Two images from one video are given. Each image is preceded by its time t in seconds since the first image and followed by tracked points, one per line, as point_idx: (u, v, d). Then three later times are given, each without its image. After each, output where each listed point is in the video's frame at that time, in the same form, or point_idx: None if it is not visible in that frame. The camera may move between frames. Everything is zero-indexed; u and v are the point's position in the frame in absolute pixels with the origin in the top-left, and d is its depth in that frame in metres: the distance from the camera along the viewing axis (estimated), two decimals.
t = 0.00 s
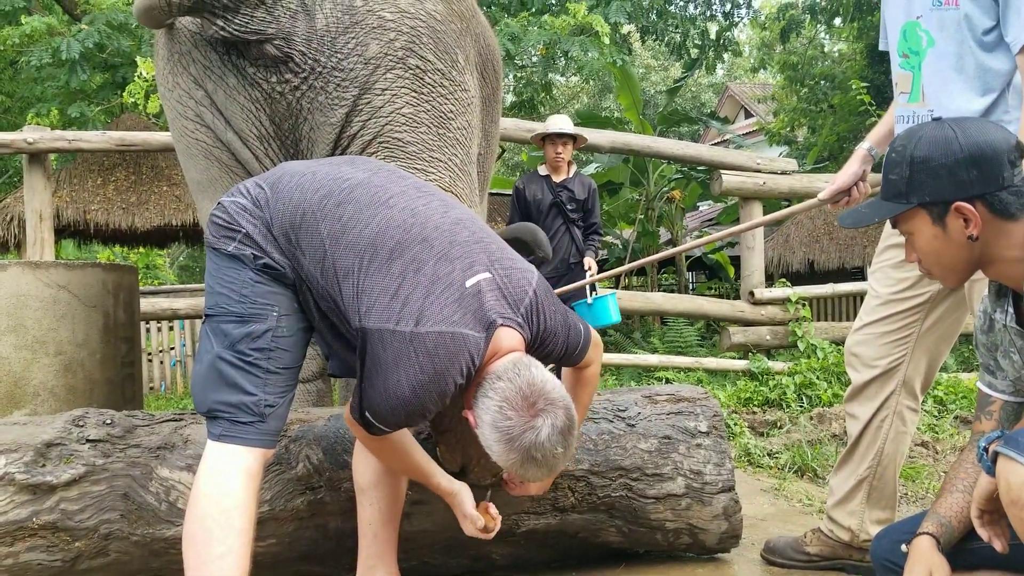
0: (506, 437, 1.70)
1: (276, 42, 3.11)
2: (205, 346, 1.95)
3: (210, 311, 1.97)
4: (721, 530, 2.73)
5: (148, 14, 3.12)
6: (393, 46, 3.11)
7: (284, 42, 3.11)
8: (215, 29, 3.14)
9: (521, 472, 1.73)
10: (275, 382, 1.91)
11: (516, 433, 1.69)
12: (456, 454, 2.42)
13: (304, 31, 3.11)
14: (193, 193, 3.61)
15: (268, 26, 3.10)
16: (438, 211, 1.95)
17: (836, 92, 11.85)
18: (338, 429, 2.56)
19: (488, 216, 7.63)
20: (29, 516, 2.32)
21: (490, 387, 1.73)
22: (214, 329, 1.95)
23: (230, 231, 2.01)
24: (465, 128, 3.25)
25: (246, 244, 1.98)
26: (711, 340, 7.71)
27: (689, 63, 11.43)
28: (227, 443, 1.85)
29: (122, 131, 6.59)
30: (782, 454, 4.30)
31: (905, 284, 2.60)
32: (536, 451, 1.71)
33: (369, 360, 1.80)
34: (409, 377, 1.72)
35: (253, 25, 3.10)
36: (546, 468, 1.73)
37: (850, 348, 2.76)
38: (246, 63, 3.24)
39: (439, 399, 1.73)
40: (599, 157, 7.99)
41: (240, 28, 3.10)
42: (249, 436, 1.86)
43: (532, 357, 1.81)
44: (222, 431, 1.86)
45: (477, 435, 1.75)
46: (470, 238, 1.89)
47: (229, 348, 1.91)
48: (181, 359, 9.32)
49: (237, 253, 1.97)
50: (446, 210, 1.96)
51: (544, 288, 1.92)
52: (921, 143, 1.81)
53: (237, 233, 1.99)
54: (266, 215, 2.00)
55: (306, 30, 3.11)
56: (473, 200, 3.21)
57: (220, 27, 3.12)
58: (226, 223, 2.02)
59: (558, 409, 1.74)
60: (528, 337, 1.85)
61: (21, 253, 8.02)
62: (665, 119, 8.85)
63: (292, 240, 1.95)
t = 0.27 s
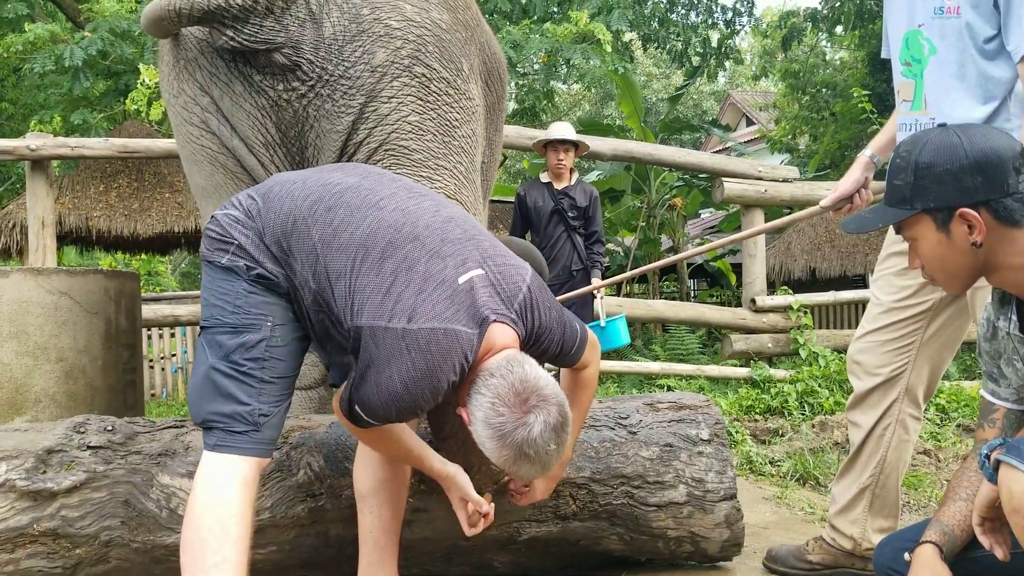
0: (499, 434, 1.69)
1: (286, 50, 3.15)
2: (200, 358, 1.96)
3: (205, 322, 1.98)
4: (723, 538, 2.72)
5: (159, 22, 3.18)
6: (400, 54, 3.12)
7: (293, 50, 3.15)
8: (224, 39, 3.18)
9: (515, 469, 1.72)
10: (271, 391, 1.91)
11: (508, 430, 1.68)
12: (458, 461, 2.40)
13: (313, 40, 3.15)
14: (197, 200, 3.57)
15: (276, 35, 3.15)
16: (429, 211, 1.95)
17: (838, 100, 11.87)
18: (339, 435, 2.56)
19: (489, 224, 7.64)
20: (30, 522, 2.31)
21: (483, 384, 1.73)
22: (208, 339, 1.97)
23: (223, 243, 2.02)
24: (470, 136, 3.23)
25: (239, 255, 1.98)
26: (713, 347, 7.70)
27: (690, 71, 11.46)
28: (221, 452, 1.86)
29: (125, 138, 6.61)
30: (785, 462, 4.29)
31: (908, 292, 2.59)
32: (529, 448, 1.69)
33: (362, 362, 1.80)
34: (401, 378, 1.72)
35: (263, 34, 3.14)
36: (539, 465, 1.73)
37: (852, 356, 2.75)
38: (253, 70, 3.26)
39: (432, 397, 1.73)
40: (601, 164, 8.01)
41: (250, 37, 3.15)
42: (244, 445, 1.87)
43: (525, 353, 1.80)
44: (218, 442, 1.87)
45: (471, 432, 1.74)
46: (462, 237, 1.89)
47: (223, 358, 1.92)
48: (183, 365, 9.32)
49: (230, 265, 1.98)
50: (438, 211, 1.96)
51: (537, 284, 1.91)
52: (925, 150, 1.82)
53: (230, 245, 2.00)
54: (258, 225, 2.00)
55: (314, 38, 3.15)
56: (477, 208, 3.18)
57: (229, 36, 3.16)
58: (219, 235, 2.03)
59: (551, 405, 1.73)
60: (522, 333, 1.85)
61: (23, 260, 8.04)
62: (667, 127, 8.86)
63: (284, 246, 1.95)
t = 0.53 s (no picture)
0: (509, 418, 1.68)
1: (291, 56, 3.15)
2: (199, 366, 1.96)
3: (204, 332, 1.98)
4: (725, 544, 2.72)
5: (164, 28, 3.15)
6: (403, 61, 3.13)
7: (298, 56, 3.15)
8: (231, 45, 3.17)
9: (527, 453, 1.70)
10: (269, 399, 1.92)
11: (519, 414, 1.67)
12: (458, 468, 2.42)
13: (318, 46, 3.15)
14: (199, 205, 3.58)
15: (283, 41, 3.15)
16: (425, 206, 1.96)
17: (839, 107, 11.88)
18: (341, 441, 2.56)
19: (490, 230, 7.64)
20: (30, 528, 2.31)
21: (490, 370, 1.72)
22: (207, 348, 1.96)
23: (220, 251, 2.02)
24: (472, 144, 3.26)
25: (236, 263, 1.98)
26: (715, 353, 7.71)
27: (691, 78, 11.47)
28: (220, 460, 1.86)
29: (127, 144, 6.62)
30: (786, 468, 4.28)
31: (909, 298, 2.59)
32: (540, 432, 1.68)
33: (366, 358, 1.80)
34: (407, 372, 1.71)
35: (270, 40, 3.15)
36: (551, 449, 1.71)
37: (854, 362, 2.75)
38: (258, 77, 3.26)
39: (438, 388, 1.72)
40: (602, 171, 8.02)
41: (256, 44, 3.15)
42: (243, 453, 1.87)
43: (530, 340, 1.81)
44: (217, 449, 1.88)
45: (481, 420, 1.73)
46: (458, 230, 1.90)
47: (222, 367, 1.92)
48: (184, 371, 9.32)
49: (228, 273, 1.98)
50: (433, 205, 1.97)
51: (536, 273, 1.93)
52: (928, 156, 1.82)
53: (227, 253, 2.00)
54: (254, 231, 2.00)
55: (318, 44, 3.15)
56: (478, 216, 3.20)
57: (236, 43, 3.16)
58: (216, 245, 2.03)
59: (560, 387, 1.72)
60: (525, 320, 1.86)
61: (24, 265, 8.03)
62: (668, 133, 8.87)
63: (281, 249, 1.96)
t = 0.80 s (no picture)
0: (517, 407, 1.68)
1: (289, 58, 3.15)
2: (198, 367, 1.96)
3: (203, 332, 1.98)
4: (724, 545, 2.71)
5: (164, 30, 3.13)
6: (401, 61, 3.13)
7: (296, 57, 3.15)
8: (230, 47, 3.15)
9: (535, 443, 1.70)
10: (269, 400, 1.92)
11: (527, 402, 1.67)
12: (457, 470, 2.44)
13: (315, 47, 3.16)
14: (197, 206, 3.59)
15: (282, 43, 3.14)
16: (425, 200, 1.96)
17: (839, 107, 11.88)
18: (339, 442, 2.55)
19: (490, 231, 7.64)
20: (29, 529, 2.31)
21: (497, 359, 1.72)
22: (206, 349, 1.96)
23: (220, 251, 2.01)
24: (470, 144, 3.25)
25: (236, 262, 1.98)
26: (715, 354, 7.71)
27: (691, 79, 11.47)
28: (219, 461, 1.86)
29: (127, 144, 6.63)
30: (786, 469, 4.28)
31: (908, 299, 2.59)
32: (547, 420, 1.68)
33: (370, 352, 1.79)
34: (412, 364, 1.70)
35: (269, 42, 3.13)
36: (558, 437, 1.71)
37: (853, 363, 2.75)
38: (254, 78, 3.25)
39: (443, 380, 1.71)
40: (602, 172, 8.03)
41: (255, 46, 3.13)
42: (242, 454, 1.87)
43: (533, 330, 1.81)
44: (216, 450, 1.87)
45: (487, 411, 1.72)
46: (460, 223, 1.91)
47: (222, 368, 1.91)
48: (184, 372, 9.33)
49: (228, 273, 1.98)
50: (434, 200, 1.98)
51: (537, 265, 1.94)
52: (926, 156, 1.82)
53: (227, 252, 2.00)
54: (254, 228, 2.00)
55: (316, 45, 3.15)
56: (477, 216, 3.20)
57: (235, 45, 3.14)
58: (216, 244, 2.03)
59: (566, 375, 1.72)
60: (528, 310, 1.87)
61: (24, 266, 8.03)
62: (668, 134, 8.86)
63: (283, 246, 1.96)
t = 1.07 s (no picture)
0: (525, 401, 1.67)
1: (286, 58, 3.14)
2: (199, 367, 1.95)
3: (204, 332, 1.98)
4: (722, 545, 2.71)
5: (162, 32, 3.13)
6: (398, 61, 3.13)
7: (293, 57, 3.14)
8: (228, 49, 3.14)
9: (543, 437, 1.70)
10: (268, 401, 1.92)
11: (535, 395, 1.67)
12: (454, 469, 2.46)
13: (312, 47, 3.15)
14: (195, 206, 3.59)
15: (280, 43, 3.13)
16: (427, 197, 1.96)
17: (838, 107, 11.88)
18: (337, 443, 2.55)
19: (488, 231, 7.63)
20: (26, 530, 2.30)
21: (503, 354, 1.71)
22: (207, 349, 1.95)
23: (221, 251, 2.01)
24: (468, 144, 3.26)
25: (238, 262, 1.98)
26: (714, 354, 7.71)
27: (690, 79, 11.46)
28: (218, 461, 1.86)
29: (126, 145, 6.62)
30: (784, 469, 4.28)
31: (906, 298, 2.59)
32: (555, 413, 1.68)
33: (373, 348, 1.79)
34: (416, 360, 1.70)
35: (267, 43, 3.12)
36: (567, 430, 1.71)
37: (852, 362, 2.74)
38: (251, 78, 3.24)
39: (447, 377, 1.71)
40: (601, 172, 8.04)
41: (253, 47, 3.12)
42: (241, 455, 1.87)
43: (538, 325, 1.81)
44: (215, 450, 1.87)
45: (494, 405, 1.72)
46: (461, 219, 1.91)
47: (222, 368, 1.91)
48: (183, 373, 9.33)
49: (229, 273, 1.97)
50: (435, 196, 1.98)
51: (539, 261, 1.95)
52: (923, 155, 1.82)
53: (228, 251, 2.00)
54: (256, 227, 2.00)
55: (314, 44, 3.15)
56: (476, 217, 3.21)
57: (233, 47, 3.13)
58: (217, 243, 2.02)
59: (573, 368, 1.72)
60: (531, 306, 1.87)
61: (23, 267, 8.03)
62: (667, 134, 8.85)
63: (285, 245, 1.96)
